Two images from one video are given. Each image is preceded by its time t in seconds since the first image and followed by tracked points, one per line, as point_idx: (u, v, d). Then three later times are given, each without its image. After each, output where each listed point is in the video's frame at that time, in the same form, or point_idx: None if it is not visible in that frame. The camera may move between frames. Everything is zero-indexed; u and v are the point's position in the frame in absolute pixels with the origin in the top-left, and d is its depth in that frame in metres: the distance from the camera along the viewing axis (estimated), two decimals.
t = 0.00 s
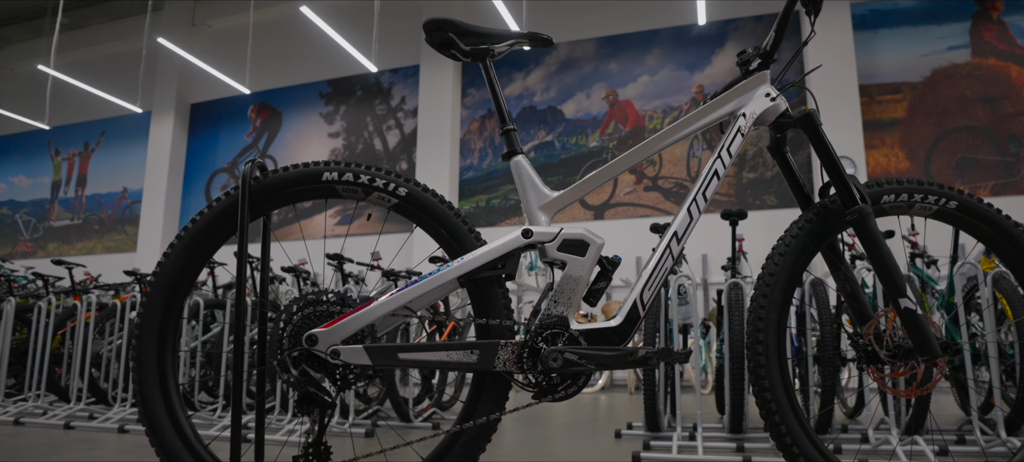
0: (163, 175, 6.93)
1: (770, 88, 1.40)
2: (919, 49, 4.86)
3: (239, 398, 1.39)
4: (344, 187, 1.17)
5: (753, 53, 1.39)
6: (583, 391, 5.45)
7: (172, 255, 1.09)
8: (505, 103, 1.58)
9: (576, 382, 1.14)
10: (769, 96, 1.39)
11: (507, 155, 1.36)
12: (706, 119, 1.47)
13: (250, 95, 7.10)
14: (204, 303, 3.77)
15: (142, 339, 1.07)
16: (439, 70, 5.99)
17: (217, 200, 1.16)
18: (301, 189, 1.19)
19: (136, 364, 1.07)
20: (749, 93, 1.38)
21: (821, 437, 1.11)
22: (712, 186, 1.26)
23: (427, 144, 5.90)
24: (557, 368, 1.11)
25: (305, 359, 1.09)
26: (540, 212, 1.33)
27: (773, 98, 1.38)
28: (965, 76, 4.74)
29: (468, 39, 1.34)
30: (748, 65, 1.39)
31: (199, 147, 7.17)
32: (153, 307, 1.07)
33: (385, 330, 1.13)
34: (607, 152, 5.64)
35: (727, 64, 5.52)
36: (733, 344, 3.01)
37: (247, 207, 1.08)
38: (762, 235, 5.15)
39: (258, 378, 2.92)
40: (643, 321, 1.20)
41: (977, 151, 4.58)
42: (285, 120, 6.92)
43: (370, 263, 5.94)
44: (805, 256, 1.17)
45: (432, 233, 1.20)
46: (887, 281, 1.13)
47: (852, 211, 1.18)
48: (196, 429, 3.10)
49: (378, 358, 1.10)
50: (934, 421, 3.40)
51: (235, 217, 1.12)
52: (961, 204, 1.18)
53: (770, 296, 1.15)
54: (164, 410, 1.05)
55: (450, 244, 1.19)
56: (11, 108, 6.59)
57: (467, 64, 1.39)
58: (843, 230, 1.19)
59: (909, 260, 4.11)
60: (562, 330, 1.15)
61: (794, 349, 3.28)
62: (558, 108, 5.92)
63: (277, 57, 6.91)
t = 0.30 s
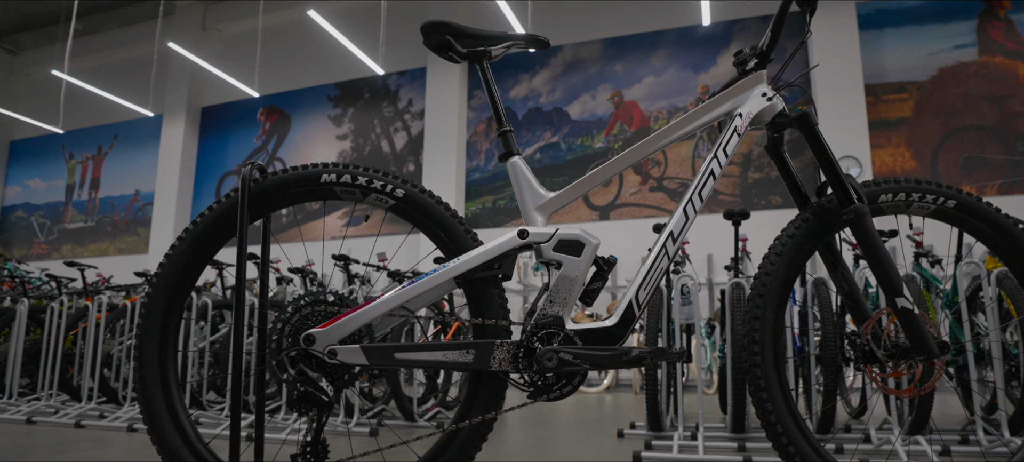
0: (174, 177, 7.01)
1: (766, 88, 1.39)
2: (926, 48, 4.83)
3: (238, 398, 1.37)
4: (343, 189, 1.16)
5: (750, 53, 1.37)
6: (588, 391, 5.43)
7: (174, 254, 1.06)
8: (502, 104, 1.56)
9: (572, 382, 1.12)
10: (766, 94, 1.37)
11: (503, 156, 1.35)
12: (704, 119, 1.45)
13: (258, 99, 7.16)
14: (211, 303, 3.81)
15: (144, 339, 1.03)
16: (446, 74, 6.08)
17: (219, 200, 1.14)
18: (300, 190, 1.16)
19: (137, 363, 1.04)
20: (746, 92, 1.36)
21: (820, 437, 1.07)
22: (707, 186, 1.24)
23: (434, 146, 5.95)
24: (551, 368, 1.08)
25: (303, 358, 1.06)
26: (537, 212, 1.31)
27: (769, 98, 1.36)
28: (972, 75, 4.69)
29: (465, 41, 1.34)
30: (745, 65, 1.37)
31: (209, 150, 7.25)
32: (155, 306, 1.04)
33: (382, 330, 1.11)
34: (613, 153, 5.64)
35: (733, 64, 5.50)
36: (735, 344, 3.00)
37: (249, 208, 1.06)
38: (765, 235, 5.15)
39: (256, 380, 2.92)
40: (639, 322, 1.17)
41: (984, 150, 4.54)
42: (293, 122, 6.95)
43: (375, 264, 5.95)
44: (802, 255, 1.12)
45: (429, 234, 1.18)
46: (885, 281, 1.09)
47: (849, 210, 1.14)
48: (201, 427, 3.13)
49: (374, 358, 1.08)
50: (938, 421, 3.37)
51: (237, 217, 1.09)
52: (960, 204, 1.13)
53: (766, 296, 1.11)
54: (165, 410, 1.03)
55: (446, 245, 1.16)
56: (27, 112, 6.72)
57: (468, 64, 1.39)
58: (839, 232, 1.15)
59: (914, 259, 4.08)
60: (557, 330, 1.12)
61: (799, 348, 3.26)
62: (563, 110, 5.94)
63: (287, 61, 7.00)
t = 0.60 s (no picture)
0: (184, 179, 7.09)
1: (763, 88, 1.34)
2: (932, 46, 4.78)
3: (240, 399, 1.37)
4: (341, 190, 1.14)
5: (747, 52, 1.33)
6: (593, 391, 5.41)
7: (175, 255, 1.06)
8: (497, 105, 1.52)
9: (567, 382, 1.10)
10: (762, 95, 1.33)
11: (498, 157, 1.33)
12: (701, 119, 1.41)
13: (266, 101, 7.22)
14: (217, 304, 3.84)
15: (145, 339, 1.04)
16: (453, 76, 6.10)
17: (219, 202, 1.14)
18: (298, 192, 1.15)
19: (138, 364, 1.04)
20: (744, 92, 1.32)
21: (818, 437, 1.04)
22: (704, 185, 1.20)
23: (440, 147, 5.99)
24: (546, 368, 1.06)
25: (300, 358, 1.05)
26: (533, 212, 1.29)
27: (766, 97, 1.32)
28: (979, 73, 4.65)
29: (462, 43, 1.32)
30: (742, 65, 1.33)
31: (219, 152, 7.33)
32: (156, 307, 1.04)
33: (380, 330, 1.10)
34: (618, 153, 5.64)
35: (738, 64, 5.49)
36: (737, 343, 2.99)
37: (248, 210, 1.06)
38: (768, 235, 5.12)
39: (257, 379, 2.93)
40: (635, 323, 1.15)
41: (991, 149, 4.48)
42: (301, 124, 7.02)
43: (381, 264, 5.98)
44: (801, 255, 1.10)
45: (425, 235, 1.16)
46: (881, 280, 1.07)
47: (845, 210, 1.13)
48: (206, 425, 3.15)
49: (371, 358, 1.06)
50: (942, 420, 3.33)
51: (236, 219, 1.09)
52: (958, 203, 1.11)
53: (763, 296, 1.09)
54: (166, 410, 1.03)
55: (442, 245, 1.15)
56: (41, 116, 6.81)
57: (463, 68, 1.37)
58: (836, 231, 1.13)
59: (920, 258, 4.02)
60: (553, 330, 1.10)
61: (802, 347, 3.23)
62: (569, 110, 5.95)
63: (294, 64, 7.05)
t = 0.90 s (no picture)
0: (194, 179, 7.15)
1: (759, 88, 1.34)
2: (939, 44, 4.74)
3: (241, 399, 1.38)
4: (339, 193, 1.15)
5: (743, 53, 1.33)
6: (598, 390, 5.40)
7: (176, 256, 1.07)
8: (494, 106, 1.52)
9: (562, 382, 1.10)
10: (758, 95, 1.33)
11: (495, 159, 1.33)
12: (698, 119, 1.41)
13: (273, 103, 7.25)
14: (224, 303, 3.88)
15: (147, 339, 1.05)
16: (459, 78, 6.15)
17: (220, 204, 1.15)
18: (297, 194, 1.16)
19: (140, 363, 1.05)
20: (739, 92, 1.31)
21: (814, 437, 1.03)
22: (698, 187, 1.20)
23: (446, 147, 6.04)
24: (541, 367, 1.06)
25: (298, 358, 1.06)
26: (530, 213, 1.29)
27: (762, 97, 1.31)
28: (985, 71, 4.60)
29: (460, 45, 1.30)
30: (737, 66, 1.33)
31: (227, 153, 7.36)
32: (158, 307, 1.06)
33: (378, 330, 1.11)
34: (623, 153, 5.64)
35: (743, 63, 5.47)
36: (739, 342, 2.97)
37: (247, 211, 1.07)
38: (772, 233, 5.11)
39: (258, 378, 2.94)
40: (630, 323, 1.15)
41: (999, 146, 4.43)
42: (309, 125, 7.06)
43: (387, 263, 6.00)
44: (796, 255, 1.10)
45: (423, 236, 1.17)
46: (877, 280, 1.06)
47: (840, 210, 1.12)
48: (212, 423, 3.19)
49: (368, 358, 1.07)
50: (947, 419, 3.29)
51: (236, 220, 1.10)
52: (956, 202, 1.10)
53: (758, 296, 1.08)
54: (167, 408, 1.04)
55: (439, 246, 1.16)
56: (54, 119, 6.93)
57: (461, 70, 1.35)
58: (831, 232, 1.13)
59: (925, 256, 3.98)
60: (548, 330, 1.11)
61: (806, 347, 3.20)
62: (574, 110, 5.96)
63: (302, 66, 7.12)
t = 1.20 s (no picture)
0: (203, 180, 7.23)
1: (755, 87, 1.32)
2: (945, 42, 4.69)
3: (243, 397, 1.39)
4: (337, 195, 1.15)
5: (739, 52, 1.31)
6: (604, 388, 5.40)
7: (178, 257, 1.08)
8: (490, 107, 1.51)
9: (557, 381, 1.10)
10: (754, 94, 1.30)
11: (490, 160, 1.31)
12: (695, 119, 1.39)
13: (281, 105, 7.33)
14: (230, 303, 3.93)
15: (149, 339, 1.05)
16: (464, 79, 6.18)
17: (222, 205, 1.15)
18: (296, 196, 1.16)
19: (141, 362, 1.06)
20: (735, 92, 1.29)
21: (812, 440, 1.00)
22: (695, 186, 1.19)
23: (452, 147, 6.07)
24: (536, 367, 1.06)
25: (296, 358, 1.06)
26: (525, 214, 1.27)
27: (758, 97, 1.29)
28: (993, 68, 4.55)
29: (456, 48, 1.28)
30: (735, 65, 1.31)
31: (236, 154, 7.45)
32: (160, 308, 1.06)
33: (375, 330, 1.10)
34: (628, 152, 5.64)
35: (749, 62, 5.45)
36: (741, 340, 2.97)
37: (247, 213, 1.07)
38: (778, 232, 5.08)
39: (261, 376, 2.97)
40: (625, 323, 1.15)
41: (1006, 144, 4.37)
42: (317, 127, 7.14)
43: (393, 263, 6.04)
44: (794, 255, 1.05)
45: (420, 237, 1.17)
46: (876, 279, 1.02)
47: (838, 209, 1.06)
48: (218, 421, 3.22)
49: (364, 358, 1.06)
50: (951, 418, 3.27)
51: (236, 222, 1.10)
52: (954, 201, 1.05)
53: (754, 296, 1.04)
54: (168, 407, 1.04)
55: (436, 247, 1.15)
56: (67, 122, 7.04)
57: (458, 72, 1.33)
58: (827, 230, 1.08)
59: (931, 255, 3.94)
60: (543, 330, 1.10)
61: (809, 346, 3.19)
62: (579, 110, 5.96)
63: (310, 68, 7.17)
